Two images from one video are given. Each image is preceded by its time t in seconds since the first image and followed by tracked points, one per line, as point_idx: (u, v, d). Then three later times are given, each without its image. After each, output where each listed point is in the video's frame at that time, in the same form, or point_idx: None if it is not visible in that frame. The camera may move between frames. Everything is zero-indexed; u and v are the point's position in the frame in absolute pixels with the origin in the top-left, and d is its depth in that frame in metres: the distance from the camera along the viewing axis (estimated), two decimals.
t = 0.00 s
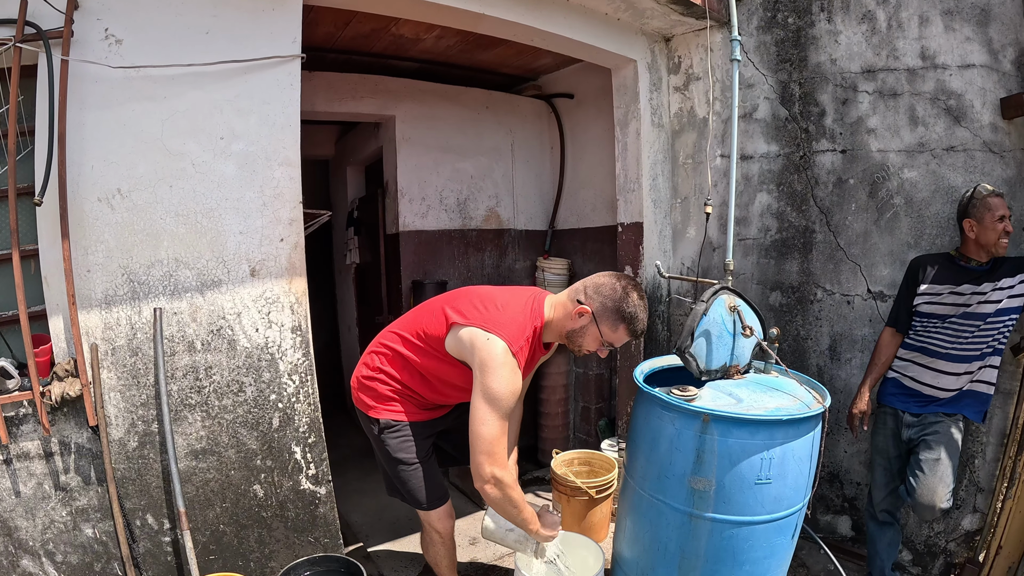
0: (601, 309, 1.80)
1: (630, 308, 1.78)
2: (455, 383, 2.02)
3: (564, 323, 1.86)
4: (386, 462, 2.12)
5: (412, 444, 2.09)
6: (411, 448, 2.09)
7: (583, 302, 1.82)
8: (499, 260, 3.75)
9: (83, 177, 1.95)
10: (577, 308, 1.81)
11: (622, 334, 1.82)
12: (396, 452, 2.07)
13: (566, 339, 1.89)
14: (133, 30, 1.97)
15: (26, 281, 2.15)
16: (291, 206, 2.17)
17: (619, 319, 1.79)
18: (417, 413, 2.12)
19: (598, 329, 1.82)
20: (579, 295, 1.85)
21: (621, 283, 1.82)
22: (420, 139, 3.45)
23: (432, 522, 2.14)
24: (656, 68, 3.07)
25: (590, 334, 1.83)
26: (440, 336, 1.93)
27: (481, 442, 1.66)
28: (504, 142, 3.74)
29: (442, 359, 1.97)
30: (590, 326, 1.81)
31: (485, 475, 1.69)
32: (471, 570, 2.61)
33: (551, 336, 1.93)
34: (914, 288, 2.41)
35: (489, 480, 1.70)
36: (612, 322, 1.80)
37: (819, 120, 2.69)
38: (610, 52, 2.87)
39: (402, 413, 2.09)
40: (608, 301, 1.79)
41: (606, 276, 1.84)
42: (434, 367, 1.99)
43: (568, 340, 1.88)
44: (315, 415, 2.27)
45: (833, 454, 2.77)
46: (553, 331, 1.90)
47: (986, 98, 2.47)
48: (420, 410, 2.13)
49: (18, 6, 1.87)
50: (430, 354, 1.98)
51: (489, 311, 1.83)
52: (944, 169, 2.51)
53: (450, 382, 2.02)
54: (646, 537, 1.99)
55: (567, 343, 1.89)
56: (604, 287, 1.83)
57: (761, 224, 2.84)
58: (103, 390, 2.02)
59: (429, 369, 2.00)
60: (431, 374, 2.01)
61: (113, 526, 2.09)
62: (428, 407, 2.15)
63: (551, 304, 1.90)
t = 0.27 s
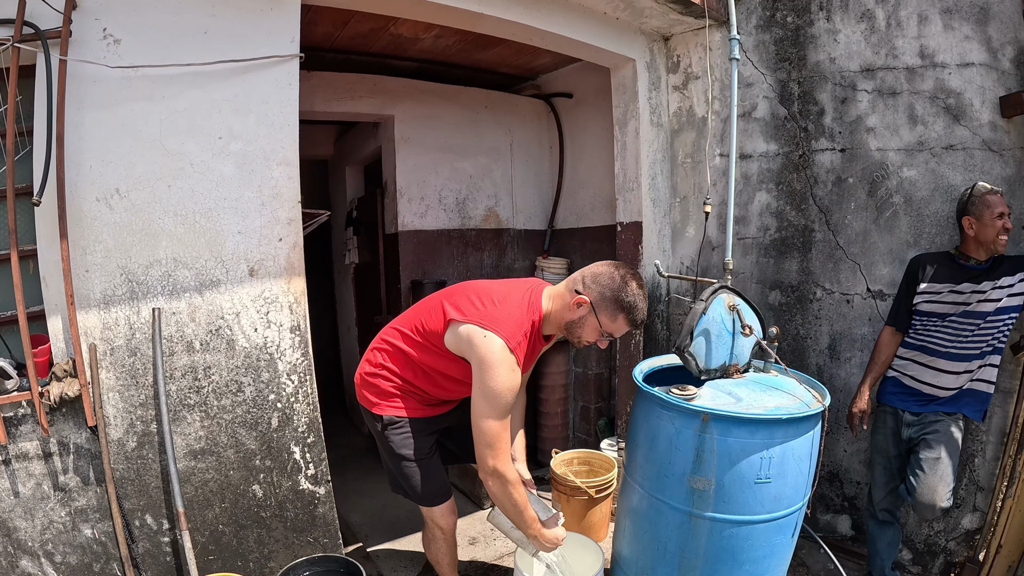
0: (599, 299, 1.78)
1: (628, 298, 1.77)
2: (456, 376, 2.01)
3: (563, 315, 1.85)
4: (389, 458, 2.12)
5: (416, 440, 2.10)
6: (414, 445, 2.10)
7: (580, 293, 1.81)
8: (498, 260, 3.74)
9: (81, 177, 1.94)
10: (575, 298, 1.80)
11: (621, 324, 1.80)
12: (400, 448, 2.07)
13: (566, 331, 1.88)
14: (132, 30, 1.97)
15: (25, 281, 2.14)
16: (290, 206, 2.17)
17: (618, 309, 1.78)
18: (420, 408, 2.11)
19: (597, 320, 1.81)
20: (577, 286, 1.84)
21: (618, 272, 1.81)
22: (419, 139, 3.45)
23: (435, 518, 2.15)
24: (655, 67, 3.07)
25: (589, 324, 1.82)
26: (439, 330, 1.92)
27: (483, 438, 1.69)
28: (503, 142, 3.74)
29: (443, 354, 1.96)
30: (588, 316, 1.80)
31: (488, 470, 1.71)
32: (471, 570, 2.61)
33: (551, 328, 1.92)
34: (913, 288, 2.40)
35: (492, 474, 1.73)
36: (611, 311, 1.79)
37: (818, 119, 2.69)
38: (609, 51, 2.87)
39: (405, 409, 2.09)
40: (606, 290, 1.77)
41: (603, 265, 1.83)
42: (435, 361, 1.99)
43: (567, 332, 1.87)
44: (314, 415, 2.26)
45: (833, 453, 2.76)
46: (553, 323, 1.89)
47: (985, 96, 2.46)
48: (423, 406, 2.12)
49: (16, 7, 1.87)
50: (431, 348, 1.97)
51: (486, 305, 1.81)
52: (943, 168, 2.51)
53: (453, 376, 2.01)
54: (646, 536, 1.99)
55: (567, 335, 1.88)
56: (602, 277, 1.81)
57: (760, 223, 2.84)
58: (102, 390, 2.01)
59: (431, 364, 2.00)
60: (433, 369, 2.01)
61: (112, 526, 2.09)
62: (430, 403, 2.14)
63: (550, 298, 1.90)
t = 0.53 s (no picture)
0: (599, 292, 1.78)
1: (628, 291, 1.76)
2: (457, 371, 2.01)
3: (563, 309, 1.85)
4: (393, 455, 2.13)
5: (418, 437, 2.10)
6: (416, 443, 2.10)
7: (580, 286, 1.81)
8: (497, 260, 3.75)
9: (81, 178, 1.95)
10: (575, 292, 1.80)
11: (621, 317, 1.80)
12: (404, 446, 2.08)
13: (567, 325, 1.88)
14: (130, 32, 1.97)
15: (25, 283, 2.15)
16: (289, 207, 2.17)
17: (618, 302, 1.78)
18: (423, 405, 2.11)
19: (598, 313, 1.81)
20: (576, 280, 1.84)
21: (617, 264, 1.80)
22: (419, 139, 3.45)
23: (438, 515, 2.15)
24: (654, 67, 3.07)
25: (590, 318, 1.82)
26: (440, 326, 1.93)
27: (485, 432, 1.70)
28: (503, 142, 3.74)
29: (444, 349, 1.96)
30: (589, 310, 1.80)
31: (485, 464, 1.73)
32: (471, 570, 2.61)
33: (551, 322, 1.92)
34: (912, 286, 2.41)
35: (490, 469, 1.74)
36: (611, 305, 1.79)
37: (817, 119, 2.69)
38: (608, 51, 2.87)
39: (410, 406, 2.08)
40: (606, 284, 1.77)
41: (602, 258, 1.83)
42: (436, 357, 1.99)
43: (568, 326, 1.87)
44: (313, 416, 2.27)
45: (832, 452, 2.77)
46: (553, 318, 1.89)
47: (984, 96, 2.47)
48: (427, 404, 2.12)
49: (16, 8, 1.87)
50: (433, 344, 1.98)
51: (486, 303, 1.81)
52: (942, 168, 2.51)
53: (455, 372, 2.01)
54: (645, 536, 1.99)
55: (568, 329, 1.88)
56: (601, 270, 1.81)
57: (759, 223, 2.84)
58: (102, 391, 2.02)
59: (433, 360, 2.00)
60: (435, 365, 2.01)
61: (113, 527, 2.09)
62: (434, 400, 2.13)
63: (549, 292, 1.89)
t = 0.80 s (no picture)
0: (608, 250, 1.83)
1: (635, 245, 1.82)
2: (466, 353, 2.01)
3: (570, 273, 1.87)
4: (405, 451, 2.11)
5: (428, 432, 2.08)
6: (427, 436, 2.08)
7: (586, 247, 1.84)
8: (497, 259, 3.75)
9: (81, 179, 1.95)
10: (583, 253, 1.83)
11: (631, 272, 1.85)
12: (416, 440, 2.07)
13: (575, 289, 1.90)
14: (130, 32, 1.97)
15: (24, 283, 2.15)
16: (289, 207, 2.17)
17: (626, 256, 1.83)
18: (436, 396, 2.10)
19: (608, 271, 1.85)
20: (580, 243, 1.87)
21: (620, 223, 1.86)
22: (418, 139, 3.45)
23: (438, 514, 2.15)
24: (654, 67, 3.07)
25: (599, 277, 1.85)
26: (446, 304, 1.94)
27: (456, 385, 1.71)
28: (502, 141, 3.74)
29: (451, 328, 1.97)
30: (599, 268, 1.84)
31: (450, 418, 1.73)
32: (471, 569, 2.62)
33: (559, 291, 1.93)
34: (911, 285, 2.41)
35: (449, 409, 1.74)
36: (619, 261, 1.83)
37: (816, 118, 2.69)
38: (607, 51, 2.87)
39: (422, 398, 2.08)
40: (612, 239, 1.82)
41: (604, 219, 1.88)
42: (446, 339, 1.99)
43: (577, 289, 1.89)
44: (313, 415, 2.27)
45: (831, 451, 2.77)
46: (560, 284, 1.91)
47: (983, 96, 2.47)
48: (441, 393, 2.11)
49: (15, 9, 1.87)
50: (440, 325, 1.99)
51: (492, 269, 1.84)
52: (941, 168, 2.51)
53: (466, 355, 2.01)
54: (645, 535, 1.99)
55: (577, 293, 1.90)
56: (605, 230, 1.86)
57: (759, 222, 2.84)
58: (102, 392, 2.02)
59: (443, 344, 2.00)
60: (446, 349, 2.01)
61: (113, 527, 2.10)
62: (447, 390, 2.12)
63: (554, 257, 1.91)
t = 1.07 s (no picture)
0: (620, 194, 1.94)
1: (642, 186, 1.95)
2: (492, 329, 2.03)
3: (586, 219, 1.96)
4: (425, 445, 2.12)
5: (452, 423, 2.10)
6: (451, 429, 2.10)
7: (597, 193, 1.95)
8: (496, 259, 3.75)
9: (80, 179, 1.95)
10: (597, 200, 1.93)
11: (642, 211, 1.97)
12: (441, 433, 2.08)
13: (594, 237, 1.99)
14: (128, 32, 1.97)
15: (23, 283, 2.14)
16: (288, 207, 2.17)
17: (637, 197, 1.95)
18: (463, 382, 2.11)
19: (623, 213, 1.95)
20: (589, 191, 1.97)
21: (622, 168, 1.99)
22: (417, 138, 3.45)
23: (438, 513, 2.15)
24: (653, 66, 3.07)
25: (615, 221, 1.96)
26: (468, 277, 1.99)
27: (524, 316, 1.71)
28: (501, 140, 3.74)
29: (475, 302, 1.99)
30: (614, 212, 1.94)
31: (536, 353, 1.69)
32: (471, 568, 2.62)
33: (578, 242, 2.01)
34: (910, 284, 2.41)
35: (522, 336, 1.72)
36: (630, 201, 1.94)
37: (816, 117, 2.69)
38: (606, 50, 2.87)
39: (449, 385, 2.09)
40: (620, 181, 1.94)
41: (606, 168, 2.00)
42: (469, 312, 2.01)
43: (595, 236, 1.98)
44: (313, 415, 2.27)
45: (831, 451, 2.77)
46: (579, 235, 1.99)
47: (983, 95, 2.47)
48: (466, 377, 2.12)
49: (13, 9, 1.87)
50: (463, 303, 2.02)
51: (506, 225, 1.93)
52: (940, 167, 2.51)
53: (490, 327, 2.02)
54: (644, 534, 2.00)
55: (595, 241, 1.99)
56: (611, 177, 1.97)
57: (758, 221, 2.84)
58: (101, 392, 2.02)
59: (467, 318, 2.02)
60: (469, 323, 2.03)
61: (113, 527, 2.10)
62: (473, 375, 2.14)
63: (566, 210, 2.00)
